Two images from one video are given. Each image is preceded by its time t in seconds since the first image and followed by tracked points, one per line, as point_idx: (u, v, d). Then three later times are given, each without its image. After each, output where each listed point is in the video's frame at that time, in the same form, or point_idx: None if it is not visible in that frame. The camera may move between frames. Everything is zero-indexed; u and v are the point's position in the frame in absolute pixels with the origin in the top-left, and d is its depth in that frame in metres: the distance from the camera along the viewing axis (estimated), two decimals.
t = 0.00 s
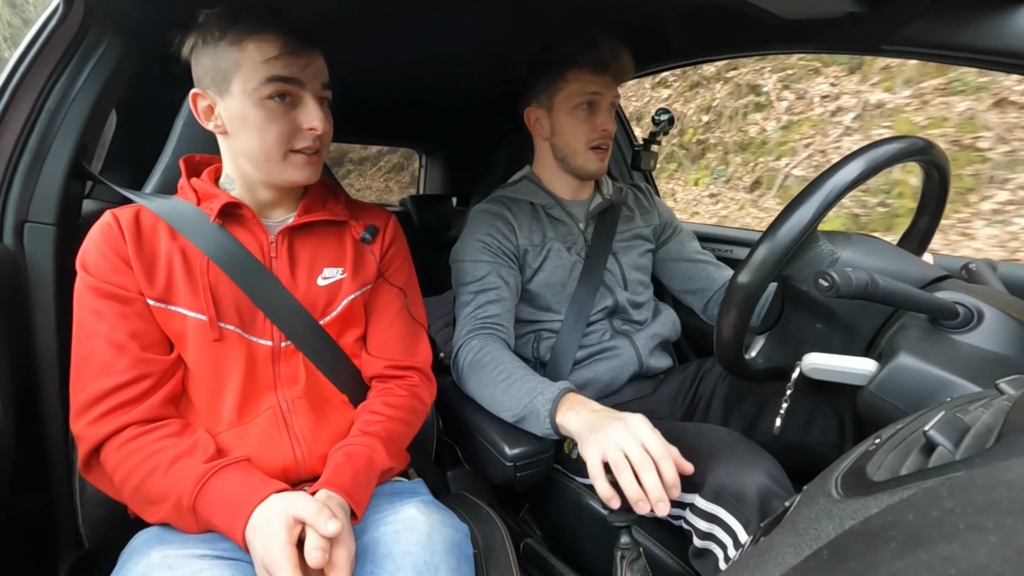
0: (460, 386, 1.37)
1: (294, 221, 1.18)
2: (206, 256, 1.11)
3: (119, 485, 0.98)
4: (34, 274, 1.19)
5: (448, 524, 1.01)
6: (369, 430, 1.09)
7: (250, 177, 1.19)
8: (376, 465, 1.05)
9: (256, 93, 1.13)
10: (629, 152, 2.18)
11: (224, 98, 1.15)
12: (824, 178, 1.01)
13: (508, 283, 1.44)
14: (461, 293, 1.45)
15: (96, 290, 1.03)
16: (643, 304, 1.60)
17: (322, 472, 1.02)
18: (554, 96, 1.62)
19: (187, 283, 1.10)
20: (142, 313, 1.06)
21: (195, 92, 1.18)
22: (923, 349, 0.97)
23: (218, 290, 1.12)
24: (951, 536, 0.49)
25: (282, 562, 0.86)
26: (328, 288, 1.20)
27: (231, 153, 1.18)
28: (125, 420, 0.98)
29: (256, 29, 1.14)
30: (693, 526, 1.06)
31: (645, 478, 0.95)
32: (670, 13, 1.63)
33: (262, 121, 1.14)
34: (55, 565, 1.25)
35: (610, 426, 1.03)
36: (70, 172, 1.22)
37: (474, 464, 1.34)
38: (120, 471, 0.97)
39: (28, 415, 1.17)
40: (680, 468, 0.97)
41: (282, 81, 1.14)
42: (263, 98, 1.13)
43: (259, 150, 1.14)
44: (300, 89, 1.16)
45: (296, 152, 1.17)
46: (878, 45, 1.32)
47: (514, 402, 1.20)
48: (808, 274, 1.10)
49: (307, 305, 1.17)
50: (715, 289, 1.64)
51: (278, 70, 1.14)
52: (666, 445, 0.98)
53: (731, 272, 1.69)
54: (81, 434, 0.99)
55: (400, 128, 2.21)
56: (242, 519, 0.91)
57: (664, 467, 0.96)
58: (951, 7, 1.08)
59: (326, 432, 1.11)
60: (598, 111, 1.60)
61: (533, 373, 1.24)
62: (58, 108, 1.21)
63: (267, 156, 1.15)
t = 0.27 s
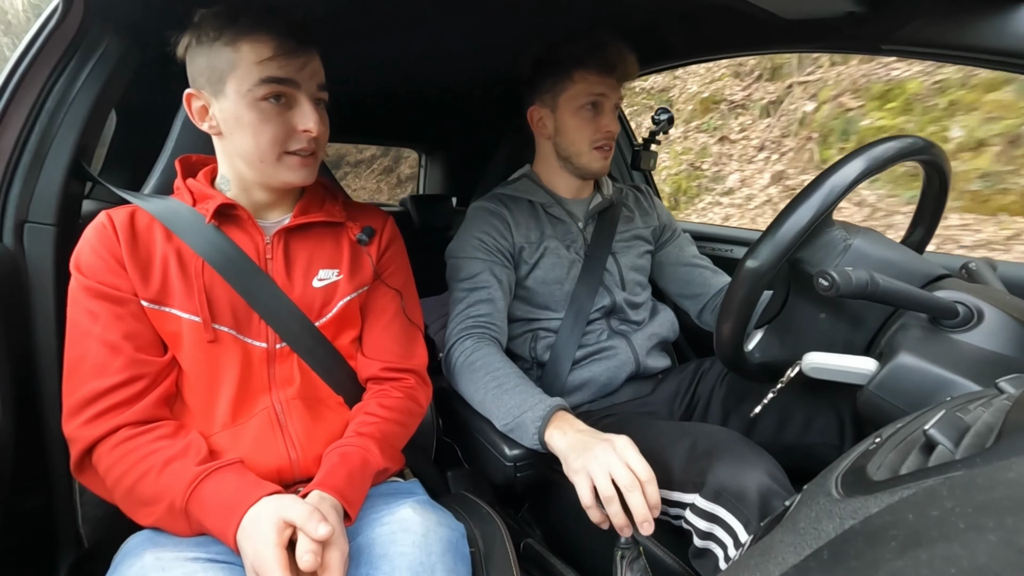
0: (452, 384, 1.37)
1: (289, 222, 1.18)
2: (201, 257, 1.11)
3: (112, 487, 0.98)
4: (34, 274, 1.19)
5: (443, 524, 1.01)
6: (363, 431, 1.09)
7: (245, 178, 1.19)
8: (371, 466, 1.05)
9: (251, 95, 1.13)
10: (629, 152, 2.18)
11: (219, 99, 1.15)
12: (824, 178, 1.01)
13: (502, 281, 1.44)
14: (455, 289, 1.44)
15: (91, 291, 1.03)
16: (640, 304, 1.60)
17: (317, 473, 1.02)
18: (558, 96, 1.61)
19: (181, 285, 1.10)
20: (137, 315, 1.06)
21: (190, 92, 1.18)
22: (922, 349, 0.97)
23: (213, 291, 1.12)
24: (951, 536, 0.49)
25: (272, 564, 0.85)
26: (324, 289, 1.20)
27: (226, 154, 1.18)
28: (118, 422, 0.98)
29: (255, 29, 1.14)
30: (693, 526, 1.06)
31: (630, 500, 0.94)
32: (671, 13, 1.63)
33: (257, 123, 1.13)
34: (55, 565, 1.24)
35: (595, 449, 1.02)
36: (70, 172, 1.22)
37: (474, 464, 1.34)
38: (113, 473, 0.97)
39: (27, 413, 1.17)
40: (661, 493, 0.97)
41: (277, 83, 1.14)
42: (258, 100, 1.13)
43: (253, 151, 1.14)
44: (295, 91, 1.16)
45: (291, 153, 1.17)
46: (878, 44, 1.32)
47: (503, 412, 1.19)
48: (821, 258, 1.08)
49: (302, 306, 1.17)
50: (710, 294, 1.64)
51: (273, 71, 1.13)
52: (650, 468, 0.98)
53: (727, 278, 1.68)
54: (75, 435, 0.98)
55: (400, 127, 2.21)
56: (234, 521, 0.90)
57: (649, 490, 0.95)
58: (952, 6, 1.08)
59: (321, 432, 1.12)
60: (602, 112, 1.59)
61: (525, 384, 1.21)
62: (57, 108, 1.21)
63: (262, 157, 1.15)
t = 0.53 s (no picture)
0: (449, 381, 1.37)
1: (287, 222, 1.18)
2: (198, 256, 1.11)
3: (108, 486, 0.98)
4: (35, 274, 1.19)
5: (438, 524, 1.00)
6: (359, 431, 1.09)
7: (241, 176, 1.19)
8: (367, 466, 1.05)
9: (244, 91, 1.13)
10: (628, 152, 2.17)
11: (214, 97, 1.15)
12: (823, 179, 1.01)
13: (499, 278, 1.44)
14: (451, 286, 1.44)
15: (89, 290, 1.03)
16: (638, 303, 1.60)
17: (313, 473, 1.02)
18: (556, 95, 1.61)
19: (178, 284, 1.10)
20: (134, 314, 1.06)
21: (185, 89, 1.18)
22: (923, 349, 0.97)
23: (210, 291, 1.12)
24: (951, 536, 0.49)
25: (266, 564, 0.85)
26: (321, 288, 1.20)
27: (222, 152, 1.18)
28: (115, 421, 0.98)
29: (255, 29, 1.14)
30: (695, 525, 1.06)
31: (625, 489, 0.95)
32: (671, 13, 1.63)
33: (250, 120, 1.13)
34: (55, 565, 1.24)
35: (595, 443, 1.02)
36: (70, 172, 1.22)
37: (474, 464, 1.34)
38: (109, 472, 0.97)
39: (27, 413, 1.17)
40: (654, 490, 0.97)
41: (269, 79, 1.14)
42: (251, 96, 1.13)
43: (248, 148, 1.14)
44: (288, 87, 1.16)
45: (285, 150, 1.16)
46: (878, 44, 1.32)
47: (503, 412, 1.19)
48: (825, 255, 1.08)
49: (299, 305, 1.17)
50: (707, 297, 1.65)
51: (265, 68, 1.13)
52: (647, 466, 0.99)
53: (724, 281, 1.69)
54: (72, 434, 0.98)
55: (400, 127, 2.21)
56: (228, 522, 0.90)
57: (644, 484, 0.96)
58: (951, 6, 1.08)
59: (318, 432, 1.11)
60: (600, 111, 1.59)
61: (527, 385, 1.22)
62: (57, 108, 1.21)
63: (255, 154, 1.15)
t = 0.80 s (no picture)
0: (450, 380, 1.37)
1: (287, 224, 1.18)
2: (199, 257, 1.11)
3: (108, 486, 0.98)
4: (35, 275, 1.19)
5: (438, 523, 1.00)
6: (358, 432, 1.09)
7: (239, 176, 1.19)
8: (366, 466, 1.05)
9: (241, 90, 1.13)
10: (628, 151, 2.18)
11: (213, 96, 1.16)
12: (823, 179, 1.01)
13: (499, 278, 1.44)
14: (451, 285, 1.44)
15: (89, 290, 1.03)
16: (638, 304, 1.60)
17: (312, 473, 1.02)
18: (558, 95, 1.61)
19: (179, 284, 1.10)
20: (136, 314, 1.06)
21: (186, 89, 1.18)
22: (923, 348, 0.97)
23: (211, 291, 1.12)
24: (950, 536, 0.49)
25: (266, 564, 0.85)
26: (321, 289, 1.20)
27: (222, 151, 1.18)
28: (115, 421, 0.98)
29: (255, 29, 1.14)
30: (697, 524, 1.05)
31: (624, 492, 0.95)
32: (670, 13, 1.63)
33: (246, 118, 1.13)
34: (55, 566, 1.24)
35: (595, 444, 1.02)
36: (70, 173, 1.22)
37: (474, 464, 1.35)
38: (109, 471, 0.96)
39: (26, 413, 1.16)
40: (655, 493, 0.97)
41: (265, 78, 1.14)
42: (248, 95, 1.13)
43: (244, 147, 1.14)
44: (284, 86, 1.15)
45: (281, 148, 1.16)
46: (877, 44, 1.32)
47: (504, 412, 1.19)
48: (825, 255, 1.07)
49: (299, 306, 1.17)
50: (707, 298, 1.63)
51: (260, 66, 1.13)
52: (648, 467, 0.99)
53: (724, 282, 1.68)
54: (72, 433, 0.98)
55: (400, 128, 2.21)
56: (229, 521, 0.90)
57: (644, 486, 0.96)
58: (951, 6, 1.08)
59: (318, 433, 1.11)
60: (601, 111, 1.59)
61: (528, 385, 1.22)
62: (57, 108, 1.21)
63: (252, 153, 1.15)
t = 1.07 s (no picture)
0: (450, 379, 1.37)
1: (287, 223, 1.18)
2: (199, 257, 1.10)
3: (105, 484, 0.98)
4: (35, 275, 1.19)
5: (433, 523, 1.00)
6: (355, 431, 1.09)
7: (241, 172, 1.19)
8: (362, 466, 1.05)
9: (245, 86, 1.13)
10: (629, 151, 2.18)
11: (217, 91, 1.15)
12: (826, 177, 1.01)
13: (500, 276, 1.44)
14: (453, 284, 1.44)
15: (88, 289, 1.03)
16: (638, 303, 1.60)
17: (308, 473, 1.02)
18: (561, 92, 1.60)
19: (178, 283, 1.10)
20: (135, 313, 1.05)
21: (191, 85, 1.18)
22: (922, 349, 0.97)
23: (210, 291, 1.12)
24: (950, 536, 0.49)
25: (260, 566, 0.85)
26: (320, 289, 1.20)
27: (224, 147, 1.18)
28: (113, 420, 0.98)
29: (255, 29, 1.14)
30: (698, 524, 1.05)
31: (624, 494, 0.95)
32: (670, 13, 1.63)
33: (249, 114, 1.13)
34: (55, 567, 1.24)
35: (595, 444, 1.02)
36: (70, 172, 1.22)
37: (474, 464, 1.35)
38: (107, 470, 0.96)
39: (26, 413, 1.16)
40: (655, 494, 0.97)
41: (270, 75, 1.14)
42: (252, 91, 1.13)
43: (246, 143, 1.14)
44: (289, 84, 1.15)
45: (283, 145, 1.16)
46: (878, 45, 1.32)
47: (503, 412, 1.19)
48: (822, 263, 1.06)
49: (298, 305, 1.17)
50: (710, 296, 1.64)
51: (267, 63, 1.13)
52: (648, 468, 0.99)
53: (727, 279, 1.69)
54: (70, 432, 0.98)
55: (401, 128, 2.21)
56: (224, 523, 0.90)
57: (643, 487, 0.96)
58: (951, 7, 1.08)
59: (315, 432, 1.12)
60: (605, 110, 1.59)
61: (528, 385, 1.21)
62: (57, 108, 1.21)
63: (253, 148, 1.14)
